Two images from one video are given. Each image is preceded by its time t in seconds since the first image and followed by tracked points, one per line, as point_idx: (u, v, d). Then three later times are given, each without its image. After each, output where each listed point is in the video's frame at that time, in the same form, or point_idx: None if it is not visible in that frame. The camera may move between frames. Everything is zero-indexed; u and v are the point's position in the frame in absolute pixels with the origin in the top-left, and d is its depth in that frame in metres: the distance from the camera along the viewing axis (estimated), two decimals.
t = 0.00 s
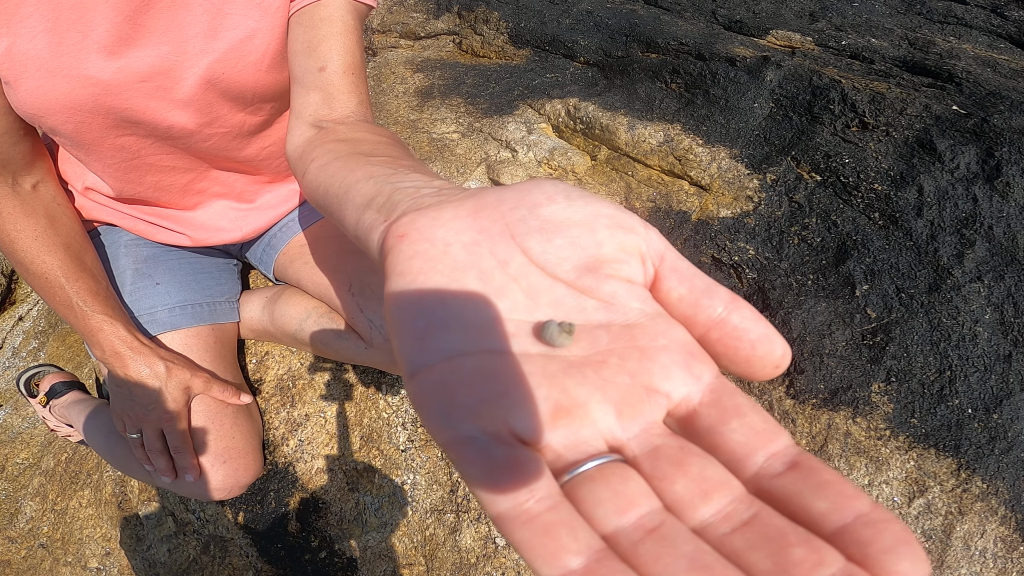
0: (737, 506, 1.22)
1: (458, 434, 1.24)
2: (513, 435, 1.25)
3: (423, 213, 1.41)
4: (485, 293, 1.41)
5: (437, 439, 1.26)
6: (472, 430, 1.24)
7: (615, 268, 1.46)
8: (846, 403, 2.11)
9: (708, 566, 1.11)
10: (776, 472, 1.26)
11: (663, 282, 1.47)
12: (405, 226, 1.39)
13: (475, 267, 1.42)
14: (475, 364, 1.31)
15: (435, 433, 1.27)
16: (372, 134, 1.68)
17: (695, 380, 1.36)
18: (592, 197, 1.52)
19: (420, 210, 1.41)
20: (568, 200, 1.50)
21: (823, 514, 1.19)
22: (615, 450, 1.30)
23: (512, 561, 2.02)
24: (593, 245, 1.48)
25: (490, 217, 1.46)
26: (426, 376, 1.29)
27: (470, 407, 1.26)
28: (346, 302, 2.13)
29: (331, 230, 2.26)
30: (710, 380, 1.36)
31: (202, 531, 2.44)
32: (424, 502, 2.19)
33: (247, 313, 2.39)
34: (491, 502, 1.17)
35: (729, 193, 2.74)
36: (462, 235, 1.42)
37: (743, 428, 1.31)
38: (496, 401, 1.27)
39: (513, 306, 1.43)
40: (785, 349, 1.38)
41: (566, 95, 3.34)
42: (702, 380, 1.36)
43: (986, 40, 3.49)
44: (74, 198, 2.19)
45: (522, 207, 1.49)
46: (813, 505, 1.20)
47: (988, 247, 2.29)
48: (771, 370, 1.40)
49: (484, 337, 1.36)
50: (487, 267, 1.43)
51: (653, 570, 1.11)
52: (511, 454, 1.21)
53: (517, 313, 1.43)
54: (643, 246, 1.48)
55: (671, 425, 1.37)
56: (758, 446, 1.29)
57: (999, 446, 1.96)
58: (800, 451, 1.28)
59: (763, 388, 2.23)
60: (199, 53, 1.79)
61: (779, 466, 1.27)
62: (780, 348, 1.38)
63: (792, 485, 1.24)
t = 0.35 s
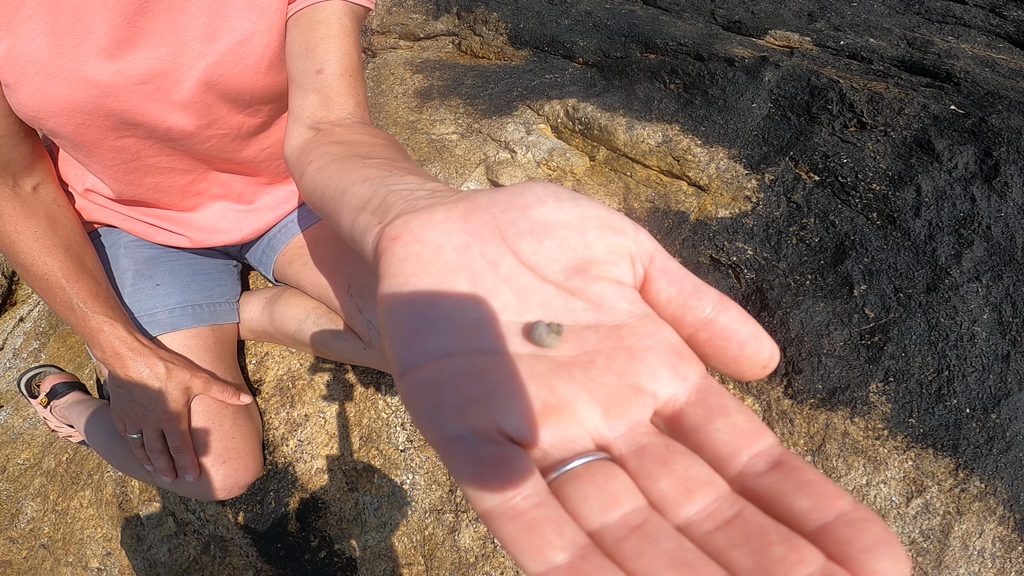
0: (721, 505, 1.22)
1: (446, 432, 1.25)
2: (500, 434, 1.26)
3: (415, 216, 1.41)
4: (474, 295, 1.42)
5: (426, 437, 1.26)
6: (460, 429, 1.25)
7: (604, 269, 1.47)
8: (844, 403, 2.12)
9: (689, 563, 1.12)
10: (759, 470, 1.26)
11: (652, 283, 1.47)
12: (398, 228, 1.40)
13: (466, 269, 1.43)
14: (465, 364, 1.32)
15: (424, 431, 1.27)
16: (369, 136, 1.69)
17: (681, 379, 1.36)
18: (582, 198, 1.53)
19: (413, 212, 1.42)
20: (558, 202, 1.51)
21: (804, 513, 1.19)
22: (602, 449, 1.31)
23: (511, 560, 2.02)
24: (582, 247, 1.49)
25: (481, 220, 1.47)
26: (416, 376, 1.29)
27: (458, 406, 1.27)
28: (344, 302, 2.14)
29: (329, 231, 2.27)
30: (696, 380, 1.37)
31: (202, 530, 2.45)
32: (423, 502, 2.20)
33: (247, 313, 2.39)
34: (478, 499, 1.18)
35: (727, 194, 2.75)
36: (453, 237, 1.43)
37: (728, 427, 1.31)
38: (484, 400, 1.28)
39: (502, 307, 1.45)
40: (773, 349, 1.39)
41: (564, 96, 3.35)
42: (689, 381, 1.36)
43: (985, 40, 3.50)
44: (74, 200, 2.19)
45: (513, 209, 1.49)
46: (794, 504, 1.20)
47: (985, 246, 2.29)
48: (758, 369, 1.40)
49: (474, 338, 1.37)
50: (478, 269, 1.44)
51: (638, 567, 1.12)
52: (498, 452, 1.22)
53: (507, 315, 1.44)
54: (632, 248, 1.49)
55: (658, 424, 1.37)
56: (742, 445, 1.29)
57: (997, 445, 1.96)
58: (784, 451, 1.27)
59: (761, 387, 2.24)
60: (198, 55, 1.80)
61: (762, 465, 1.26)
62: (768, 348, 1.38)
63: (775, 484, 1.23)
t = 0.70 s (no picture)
0: (717, 497, 1.22)
1: (446, 423, 1.26)
2: (499, 426, 1.27)
3: (418, 213, 1.42)
4: (475, 290, 1.43)
5: (426, 428, 1.28)
6: (460, 421, 1.26)
7: (602, 264, 1.48)
8: (844, 401, 2.13)
9: (686, 554, 1.12)
10: (756, 463, 1.27)
11: (650, 278, 1.49)
12: (399, 224, 1.41)
13: (466, 265, 1.43)
14: (464, 358, 1.33)
15: (424, 422, 1.29)
16: (371, 137, 1.70)
17: (678, 372, 1.37)
18: (581, 196, 1.54)
19: (414, 209, 1.43)
20: (557, 199, 1.52)
21: (800, 506, 1.20)
22: (599, 441, 1.32)
23: (512, 559, 2.03)
24: (581, 243, 1.50)
25: (482, 216, 1.48)
26: (416, 369, 1.30)
27: (457, 398, 1.28)
28: (347, 302, 2.15)
29: (332, 231, 2.28)
30: (693, 373, 1.37)
31: (204, 530, 2.46)
32: (424, 501, 2.20)
33: (248, 314, 2.40)
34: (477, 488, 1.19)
35: (727, 194, 2.76)
36: (454, 233, 1.44)
37: (724, 420, 1.31)
38: (484, 392, 1.29)
39: (502, 301, 1.45)
40: (770, 344, 1.40)
41: (564, 97, 3.36)
42: (686, 373, 1.37)
43: (984, 40, 3.51)
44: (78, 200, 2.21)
45: (512, 206, 1.50)
46: (791, 496, 1.21)
47: (985, 246, 2.30)
48: (755, 365, 1.42)
49: (473, 333, 1.38)
50: (478, 264, 1.45)
51: (634, 557, 1.13)
52: (497, 443, 1.23)
53: (506, 310, 1.45)
54: (631, 243, 1.50)
55: (655, 418, 1.38)
56: (739, 438, 1.30)
57: (996, 444, 1.97)
58: (780, 443, 1.28)
59: (761, 387, 2.25)
60: (201, 56, 1.81)
61: (759, 458, 1.27)
62: (764, 343, 1.39)
63: (771, 476, 1.24)
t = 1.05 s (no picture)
0: (714, 488, 1.24)
1: (453, 418, 1.27)
2: (504, 421, 1.28)
3: (423, 215, 1.44)
4: (480, 291, 1.44)
5: (432, 423, 1.28)
6: (466, 415, 1.27)
7: (602, 265, 1.49)
8: (843, 401, 2.14)
9: (684, 543, 1.15)
10: (751, 456, 1.28)
11: (649, 279, 1.50)
12: (405, 227, 1.43)
13: (471, 266, 1.45)
14: (469, 355, 1.35)
15: (430, 418, 1.29)
16: (374, 139, 1.71)
17: (676, 369, 1.38)
18: (582, 198, 1.55)
19: (419, 212, 1.45)
20: (559, 203, 1.53)
21: (793, 497, 1.22)
22: (601, 435, 1.34)
23: (513, 557, 2.05)
24: (582, 244, 1.51)
25: (485, 218, 1.49)
26: (423, 366, 1.32)
27: (463, 393, 1.29)
28: (349, 302, 2.16)
29: (335, 231, 2.30)
30: (691, 370, 1.39)
31: (207, 529, 2.47)
32: (427, 500, 2.22)
33: (252, 314, 2.41)
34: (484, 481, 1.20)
35: (727, 195, 2.78)
36: (459, 235, 1.46)
37: (721, 414, 1.33)
38: (488, 388, 1.31)
39: (505, 301, 1.47)
40: (766, 342, 1.41)
41: (565, 98, 3.38)
42: (684, 370, 1.38)
43: (983, 41, 3.52)
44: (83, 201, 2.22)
45: (515, 208, 1.52)
46: (783, 488, 1.23)
47: (983, 246, 2.31)
48: (752, 363, 1.45)
49: (477, 331, 1.40)
50: (482, 265, 1.46)
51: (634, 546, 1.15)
52: (503, 437, 1.24)
53: (508, 310, 1.46)
54: (631, 245, 1.50)
55: (654, 413, 1.39)
56: (734, 432, 1.31)
57: (994, 443, 1.98)
58: (775, 437, 1.30)
59: (760, 386, 2.27)
60: (206, 58, 1.82)
61: (754, 451, 1.28)
62: (760, 341, 1.41)
63: (765, 469, 1.26)
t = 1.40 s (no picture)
0: (706, 483, 1.25)
1: (453, 413, 1.28)
2: (504, 416, 1.29)
3: (425, 217, 1.44)
4: (479, 291, 1.45)
5: (433, 418, 1.29)
6: (467, 410, 1.27)
7: (599, 266, 1.51)
8: (842, 400, 2.14)
9: (677, 537, 1.16)
10: (743, 452, 1.29)
11: (645, 280, 1.51)
12: (407, 228, 1.43)
13: (471, 267, 1.45)
14: (471, 352, 1.35)
15: (431, 414, 1.30)
16: (375, 140, 1.72)
17: (671, 367, 1.40)
18: (580, 201, 1.56)
19: (421, 213, 1.45)
20: (557, 205, 1.54)
21: (783, 492, 1.23)
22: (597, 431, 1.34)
23: (513, 556, 2.05)
24: (579, 245, 1.52)
25: (485, 219, 1.50)
26: (424, 363, 1.33)
27: (464, 389, 1.30)
28: (350, 301, 2.17)
29: (336, 231, 2.31)
30: (685, 368, 1.40)
31: (208, 528, 2.48)
32: (427, 499, 2.23)
33: (253, 314, 2.42)
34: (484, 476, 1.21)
35: (727, 195, 2.79)
36: (459, 236, 1.46)
37: (714, 412, 1.34)
38: (488, 384, 1.32)
39: (505, 300, 1.48)
40: (759, 342, 1.41)
41: (565, 99, 3.40)
42: (678, 369, 1.40)
43: (983, 41, 3.53)
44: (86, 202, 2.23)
45: (515, 210, 1.52)
46: (774, 484, 1.24)
47: (982, 246, 2.32)
48: (744, 363, 1.42)
49: (477, 329, 1.40)
50: (482, 265, 1.47)
51: (628, 540, 1.16)
52: (503, 432, 1.25)
53: (506, 310, 1.47)
54: (626, 246, 1.52)
55: (649, 411, 1.41)
56: (726, 428, 1.32)
57: (994, 443, 1.99)
58: (766, 434, 1.31)
59: (760, 386, 2.27)
60: (209, 60, 1.83)
61: (745, 447, 1.30)
62: (752, 340, 1.40)
63: (757, 465, 1.27)
